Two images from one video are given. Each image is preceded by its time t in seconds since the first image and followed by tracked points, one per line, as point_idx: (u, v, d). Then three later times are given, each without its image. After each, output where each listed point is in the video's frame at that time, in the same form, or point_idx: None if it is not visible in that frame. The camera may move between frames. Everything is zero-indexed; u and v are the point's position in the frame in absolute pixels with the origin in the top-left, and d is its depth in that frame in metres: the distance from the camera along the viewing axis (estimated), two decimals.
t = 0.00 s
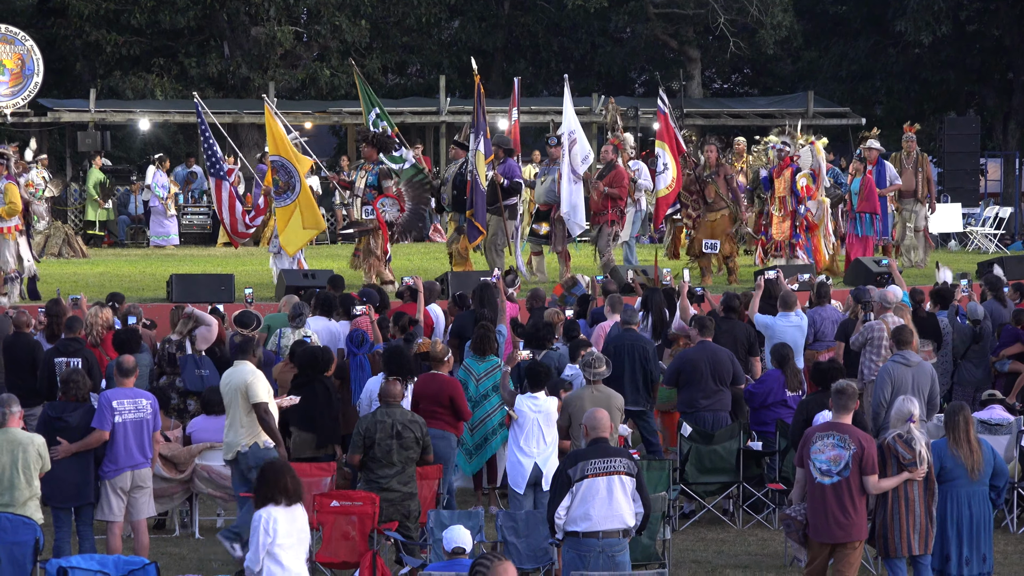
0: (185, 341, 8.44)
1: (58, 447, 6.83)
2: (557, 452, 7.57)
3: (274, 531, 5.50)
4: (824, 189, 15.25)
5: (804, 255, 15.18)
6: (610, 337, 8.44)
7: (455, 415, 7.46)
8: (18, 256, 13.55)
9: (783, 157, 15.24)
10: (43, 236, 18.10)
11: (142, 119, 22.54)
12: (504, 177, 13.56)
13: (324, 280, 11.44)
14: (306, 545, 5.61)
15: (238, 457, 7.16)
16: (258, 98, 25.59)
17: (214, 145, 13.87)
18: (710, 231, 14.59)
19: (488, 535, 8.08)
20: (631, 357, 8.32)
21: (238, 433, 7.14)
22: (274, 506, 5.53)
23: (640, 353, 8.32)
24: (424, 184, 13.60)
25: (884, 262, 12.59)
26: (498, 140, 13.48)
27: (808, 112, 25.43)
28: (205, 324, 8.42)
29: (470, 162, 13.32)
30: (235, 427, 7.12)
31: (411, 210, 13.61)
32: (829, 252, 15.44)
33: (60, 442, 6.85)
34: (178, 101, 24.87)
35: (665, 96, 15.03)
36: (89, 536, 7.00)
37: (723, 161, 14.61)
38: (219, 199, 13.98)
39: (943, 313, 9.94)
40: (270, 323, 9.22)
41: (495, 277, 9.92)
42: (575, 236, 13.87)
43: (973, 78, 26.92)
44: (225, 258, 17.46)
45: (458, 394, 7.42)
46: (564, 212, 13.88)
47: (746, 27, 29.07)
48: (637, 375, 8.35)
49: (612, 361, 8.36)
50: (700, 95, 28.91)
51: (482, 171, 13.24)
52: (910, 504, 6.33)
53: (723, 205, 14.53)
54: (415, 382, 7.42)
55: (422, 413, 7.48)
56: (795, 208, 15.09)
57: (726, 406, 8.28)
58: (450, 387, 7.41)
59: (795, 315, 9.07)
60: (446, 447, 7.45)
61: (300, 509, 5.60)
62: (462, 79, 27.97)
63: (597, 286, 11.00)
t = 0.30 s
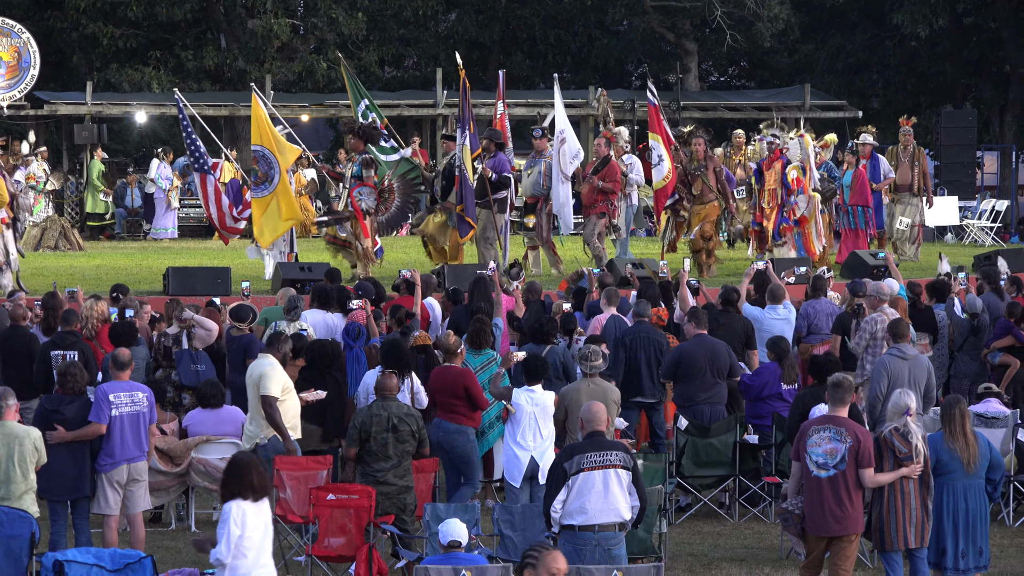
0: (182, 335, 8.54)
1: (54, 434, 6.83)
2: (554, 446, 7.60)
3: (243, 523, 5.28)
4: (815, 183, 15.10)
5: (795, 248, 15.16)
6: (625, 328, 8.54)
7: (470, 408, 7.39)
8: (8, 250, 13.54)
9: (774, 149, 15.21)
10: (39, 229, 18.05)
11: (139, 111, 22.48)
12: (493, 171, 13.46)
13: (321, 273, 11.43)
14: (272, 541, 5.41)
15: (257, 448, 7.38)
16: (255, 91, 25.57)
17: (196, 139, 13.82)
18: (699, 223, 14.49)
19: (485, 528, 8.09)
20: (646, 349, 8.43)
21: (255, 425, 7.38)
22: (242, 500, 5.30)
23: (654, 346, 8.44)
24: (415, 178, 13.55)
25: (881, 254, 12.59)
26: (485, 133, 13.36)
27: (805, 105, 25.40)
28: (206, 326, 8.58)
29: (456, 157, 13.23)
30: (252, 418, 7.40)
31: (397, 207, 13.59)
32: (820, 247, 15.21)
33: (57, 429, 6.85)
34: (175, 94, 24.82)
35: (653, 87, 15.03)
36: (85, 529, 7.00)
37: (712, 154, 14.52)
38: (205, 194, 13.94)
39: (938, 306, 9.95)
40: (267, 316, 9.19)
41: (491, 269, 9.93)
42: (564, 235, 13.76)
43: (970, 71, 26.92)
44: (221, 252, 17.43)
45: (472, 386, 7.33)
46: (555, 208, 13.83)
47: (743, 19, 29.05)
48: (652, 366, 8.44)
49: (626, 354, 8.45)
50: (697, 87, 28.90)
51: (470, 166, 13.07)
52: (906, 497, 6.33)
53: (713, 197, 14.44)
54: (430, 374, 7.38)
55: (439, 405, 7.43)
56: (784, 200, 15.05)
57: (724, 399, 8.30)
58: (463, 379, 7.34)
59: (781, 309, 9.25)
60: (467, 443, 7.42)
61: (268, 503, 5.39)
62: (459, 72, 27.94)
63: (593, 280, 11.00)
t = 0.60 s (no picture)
0: (178, 332, 8.57)
1: (49, 433, 6.85)
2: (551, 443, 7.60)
3: (195, 512, 5.67)
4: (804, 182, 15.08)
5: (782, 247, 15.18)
6: (634, 322, 8.76)
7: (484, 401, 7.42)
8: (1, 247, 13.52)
9: (765, 147, 15.23)
10: (34, 226, 18.02)
11: (134, 108, 22.46)
12: (481, 169, 13.33)
13: (316, 270, 11.43)
14: (227, 531, 5.78)
15: (291, 446, 7.41)
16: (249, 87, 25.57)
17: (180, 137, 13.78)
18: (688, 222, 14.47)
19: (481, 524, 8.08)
20: (655, 340, 8.65)
21: (288, 424, 7.41)
22: (198, 490, 5.69)
23: (664, 338, 8.67)
24: (396, 171, 13.46)
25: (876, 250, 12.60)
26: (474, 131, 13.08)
27: (799, 100, 25.40)
28: (203, 326, 8.54)
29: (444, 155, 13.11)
30: (285, 417, 7.41)
31: (383, 201, 13.52)
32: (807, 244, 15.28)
33: (52, 428, 6.86)
34: (169, 90, 24.78)
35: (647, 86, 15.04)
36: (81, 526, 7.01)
37: (703, 156, 14.41)
38: (188, 192, 13.89)
39: (933, 301, 9.95)
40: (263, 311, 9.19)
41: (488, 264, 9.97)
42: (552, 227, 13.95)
43: (964, 66, 26.94)
44: (216, 248, 17.41)
45: (487, 380, 7.41)
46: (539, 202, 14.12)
47: (737, 15, 29.06)
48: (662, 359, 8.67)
49: (638, 345, 8.67)
50: (692, 83, 28.91)
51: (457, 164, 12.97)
52: (902, 493, 6.35)
53: (703, 198, 14.42)
54: (442, 369, 7.41)
55: (449, 399, 7.46)
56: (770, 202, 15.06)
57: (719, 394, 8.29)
58: (480, 373, 7.41)
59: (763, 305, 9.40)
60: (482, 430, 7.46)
61: (224, 495, 5.76)
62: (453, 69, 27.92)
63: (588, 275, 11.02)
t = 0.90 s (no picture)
0: (177, 332, 8.60)
1: (50, 437, 6.85)
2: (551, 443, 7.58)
3: (162, 512, 5.73)
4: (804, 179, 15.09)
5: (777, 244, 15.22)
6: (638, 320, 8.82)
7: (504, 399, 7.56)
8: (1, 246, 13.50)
9: (764, 145, 15.31)
10: (35, 226, 18.01)
11: (134, 108, 22.47)
12: (475, 167, 13.42)
13: (316, 269, 11.42)
14: (194, 527, 5.85)
15: (315, 441, 7.58)
16: (250, 86, 25.57)
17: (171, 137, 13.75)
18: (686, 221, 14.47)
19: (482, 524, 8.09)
20: (659, 338, 8.69)
21: (317, 417, 7.54)
22: (163, 490, 5.75)
23: (668, 335, 8.72)
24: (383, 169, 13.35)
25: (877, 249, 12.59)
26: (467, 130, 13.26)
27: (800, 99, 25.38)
28: (199, 314, 8.64)
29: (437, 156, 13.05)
30: (316, 410, 7.53)
31: (369, 196, 13.34)
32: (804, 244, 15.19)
33: (51, 432, 6.86)
34: (169, 89, 24.79)
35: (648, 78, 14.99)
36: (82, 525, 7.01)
37: (704, 151, 14.40)
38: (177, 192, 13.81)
39: (933, 300, 9.95)
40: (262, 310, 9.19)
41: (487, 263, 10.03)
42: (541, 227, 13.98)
43: (965, 65, 26.93)
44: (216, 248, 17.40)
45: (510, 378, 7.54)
46: (530, 200, 13.99)
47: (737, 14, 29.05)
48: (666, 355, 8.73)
49: (642, 343, 8.73)
50: (692, 82, 28.90)
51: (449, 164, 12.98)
52: (903, 492, 6.34)
53: (702, 194, 14.38)
54: (465, 367, 7.53)
55: (468, 397, 7.61)
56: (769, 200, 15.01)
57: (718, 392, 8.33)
58: (503, 372, 7.55)
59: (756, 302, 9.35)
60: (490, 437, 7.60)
61: (189, 492, 5.83)
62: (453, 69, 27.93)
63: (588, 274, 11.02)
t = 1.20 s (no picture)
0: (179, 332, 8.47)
1: (52, 437, 6.88)
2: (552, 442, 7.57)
3: (129, 505, 5.81)
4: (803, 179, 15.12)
5: (777, 245, 15.22)
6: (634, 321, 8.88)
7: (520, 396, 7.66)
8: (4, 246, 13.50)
9: (764, 144, 15.18)
10: (37, 226, 18.01)
11: (136, 107, 22.49)
12: (468, 165, 13.40)
13: (318, 268, 11.42)
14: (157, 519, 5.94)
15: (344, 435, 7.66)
16: (251, 86, 25.56)
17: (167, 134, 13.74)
18: (682, 215, 14.50)
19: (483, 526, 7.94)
20: (657, 339, 8.76)
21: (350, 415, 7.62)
22: (128, 481, 5.84)
23: (666, 336, 8.79)
24: (379, 173, 13.50)
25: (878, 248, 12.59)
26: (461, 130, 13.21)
27: (801, 98, 25.36)
28: (198, 313, 8.49)
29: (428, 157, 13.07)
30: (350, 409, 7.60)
31: (362, 199, 13.49)
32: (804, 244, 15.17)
33: (54, 432, 6.89)
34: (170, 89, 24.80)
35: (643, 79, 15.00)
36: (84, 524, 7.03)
37: (703, 144, 14.43)
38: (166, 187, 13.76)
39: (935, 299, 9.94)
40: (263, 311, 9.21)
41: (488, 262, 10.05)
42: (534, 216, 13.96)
43: (967, 64, 26.91)
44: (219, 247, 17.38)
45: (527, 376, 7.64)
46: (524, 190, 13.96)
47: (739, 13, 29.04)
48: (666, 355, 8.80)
49: (640, 344, 8.79)
50: (694, 81, 28.89)
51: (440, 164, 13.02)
52: (905, 492, 6.34)
53: (700, 192, 14.41)
54: (485, 363, 7.58)
55: (483, 392, 7.67)
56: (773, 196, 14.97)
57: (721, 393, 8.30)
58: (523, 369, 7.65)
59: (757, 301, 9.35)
60: (492, 438, 7.70)
61: (151, 484, 5.93)
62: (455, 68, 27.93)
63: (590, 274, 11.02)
